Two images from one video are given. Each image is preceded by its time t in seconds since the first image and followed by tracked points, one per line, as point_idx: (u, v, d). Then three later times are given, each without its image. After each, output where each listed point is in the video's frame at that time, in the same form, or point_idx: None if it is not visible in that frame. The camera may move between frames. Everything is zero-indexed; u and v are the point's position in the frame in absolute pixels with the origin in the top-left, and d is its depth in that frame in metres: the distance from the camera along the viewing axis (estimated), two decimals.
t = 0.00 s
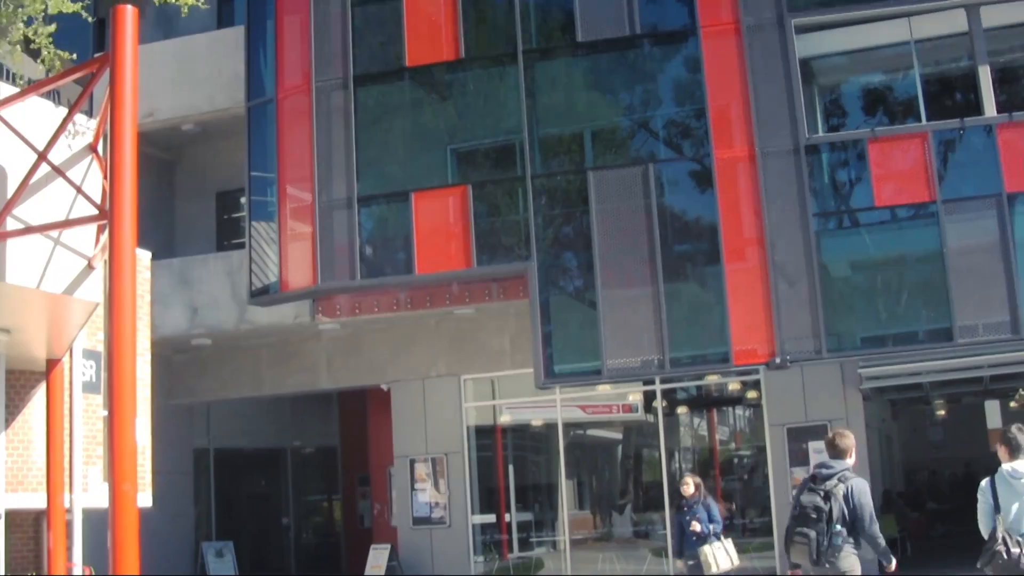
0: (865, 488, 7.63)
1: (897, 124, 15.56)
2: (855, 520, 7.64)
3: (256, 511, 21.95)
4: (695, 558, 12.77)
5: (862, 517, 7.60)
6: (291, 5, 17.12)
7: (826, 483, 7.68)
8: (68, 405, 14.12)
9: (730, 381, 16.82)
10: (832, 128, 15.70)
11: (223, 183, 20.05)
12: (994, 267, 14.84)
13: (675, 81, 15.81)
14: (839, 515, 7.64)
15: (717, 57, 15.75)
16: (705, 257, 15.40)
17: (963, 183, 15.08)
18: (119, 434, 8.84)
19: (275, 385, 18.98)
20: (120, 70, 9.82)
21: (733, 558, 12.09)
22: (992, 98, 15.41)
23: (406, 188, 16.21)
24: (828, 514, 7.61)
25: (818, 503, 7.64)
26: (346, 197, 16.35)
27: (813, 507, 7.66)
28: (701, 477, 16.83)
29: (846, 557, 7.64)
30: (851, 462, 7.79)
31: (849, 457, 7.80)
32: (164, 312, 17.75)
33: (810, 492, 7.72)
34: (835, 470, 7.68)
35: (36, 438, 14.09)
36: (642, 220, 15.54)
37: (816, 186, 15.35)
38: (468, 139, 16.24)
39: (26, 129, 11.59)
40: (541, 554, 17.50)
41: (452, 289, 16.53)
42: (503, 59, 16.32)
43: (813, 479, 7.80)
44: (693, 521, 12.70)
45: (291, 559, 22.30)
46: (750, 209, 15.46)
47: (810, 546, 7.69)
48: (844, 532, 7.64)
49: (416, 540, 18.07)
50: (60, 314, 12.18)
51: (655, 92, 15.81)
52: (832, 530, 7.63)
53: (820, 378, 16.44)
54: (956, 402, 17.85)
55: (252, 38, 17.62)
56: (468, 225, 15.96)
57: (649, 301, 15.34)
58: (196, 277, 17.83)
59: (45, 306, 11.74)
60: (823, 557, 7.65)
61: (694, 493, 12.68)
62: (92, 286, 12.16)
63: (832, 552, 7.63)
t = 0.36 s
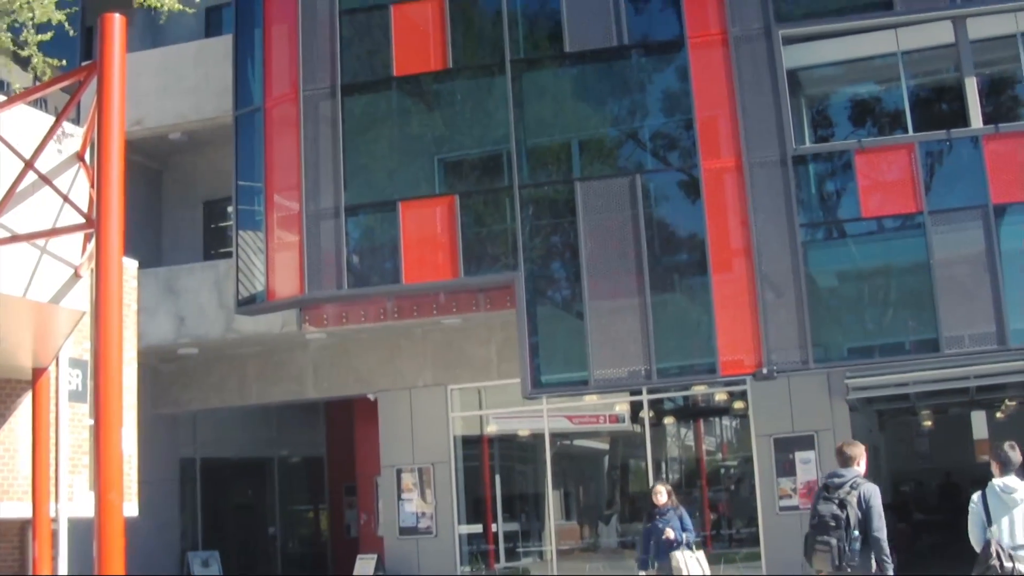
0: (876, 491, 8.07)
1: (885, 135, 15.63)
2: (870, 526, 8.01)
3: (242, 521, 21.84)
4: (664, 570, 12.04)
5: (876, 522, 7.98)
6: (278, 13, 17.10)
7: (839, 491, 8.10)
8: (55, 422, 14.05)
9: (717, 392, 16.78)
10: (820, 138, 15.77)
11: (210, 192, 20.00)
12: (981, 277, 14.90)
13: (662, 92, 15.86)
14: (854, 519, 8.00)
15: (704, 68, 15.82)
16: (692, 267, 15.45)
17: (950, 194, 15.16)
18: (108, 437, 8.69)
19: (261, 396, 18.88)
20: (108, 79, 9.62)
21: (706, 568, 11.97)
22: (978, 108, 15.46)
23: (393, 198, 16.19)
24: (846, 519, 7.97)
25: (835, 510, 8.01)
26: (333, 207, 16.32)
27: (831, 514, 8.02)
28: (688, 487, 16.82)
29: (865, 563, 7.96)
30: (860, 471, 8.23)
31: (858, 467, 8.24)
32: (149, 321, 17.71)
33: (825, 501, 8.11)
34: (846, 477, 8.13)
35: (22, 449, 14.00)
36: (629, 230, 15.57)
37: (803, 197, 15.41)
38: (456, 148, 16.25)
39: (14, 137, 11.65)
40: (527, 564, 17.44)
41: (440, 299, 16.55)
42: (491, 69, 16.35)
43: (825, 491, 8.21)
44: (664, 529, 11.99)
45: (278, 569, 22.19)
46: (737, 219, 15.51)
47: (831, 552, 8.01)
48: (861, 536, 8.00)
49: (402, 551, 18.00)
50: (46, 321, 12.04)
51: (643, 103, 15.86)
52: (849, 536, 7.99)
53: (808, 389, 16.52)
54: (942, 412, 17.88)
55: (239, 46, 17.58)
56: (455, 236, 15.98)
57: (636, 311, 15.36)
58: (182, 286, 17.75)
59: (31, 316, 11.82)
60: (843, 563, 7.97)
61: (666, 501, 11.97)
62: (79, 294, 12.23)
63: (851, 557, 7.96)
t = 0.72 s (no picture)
0: (893, 508, 8.01)
1: (871, 146, 15.58)
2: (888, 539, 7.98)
3: (229, 529, 21.96)
4: None
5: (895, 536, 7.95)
6: (266, 22, 17.12)
7: (858, 505, 8.05)
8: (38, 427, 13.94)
9: (703, 402, 16.81)
10: (807, 148, 15.69)
11: (197, 201, 20.02)
12: (967, 288, 14.84)
13: (650, 102, 15.81)
14: (872, 532, 7.98)
15: (692, 78, 15.79)
16: (679, 276, 15.37)
17: (937, 204, 15.12)
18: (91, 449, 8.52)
19: (246, 404, 18.79)
20: (94, 89, 9.33)
21: None
22: (964, 120, 15.43)
23: (379, 208, 16.16)
24: (865, 533, 7.96)
25: (854, 524, 7.99)
26: (320, 216, 16.29)
27: (851, 527, 8.00)
28: (674, 496, 16.82)
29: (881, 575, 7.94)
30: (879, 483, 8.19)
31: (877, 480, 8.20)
32: (136, 329, 17.73)
33: (845, 514, 8.07)
34: (865, 492, 8.06)
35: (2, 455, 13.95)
36: (615, 239, 15.52)
37: (790, 206, 15.34)
38: (442, 158, 16.23)
39: None
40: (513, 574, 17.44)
41: (426, 308, 16.51)
42: (479, 78, 16.30)
43: (843, 503, 8.17)
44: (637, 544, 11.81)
45: None
46: (723, 229, 15.45)
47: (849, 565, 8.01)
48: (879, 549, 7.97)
49: (388, 560, 18.00)
50: (33, 331, 11.93)
51: (630, 112, 15.81)
52: (868, 548, 7.97)
53: (794, 400, 16.55)
54: (927, 423, 17.80)
55: (227, 55, 17.60)
56: (441, 245, 15.94)
57: (622, 321, 15.30)
58: (168, 294, 17.78)
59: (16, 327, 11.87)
60: None
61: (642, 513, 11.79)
62: (65, 302, 12.27)
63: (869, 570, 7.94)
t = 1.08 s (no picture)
0: (897, 514, 8.53)
1: (855, 157, 15.62)
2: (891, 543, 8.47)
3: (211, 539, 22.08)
4: None
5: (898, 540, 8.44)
6: (252, 32, 17.14)
7: (864, 510, 8.49)
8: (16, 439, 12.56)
9: (687, 413, 16.82)
10: (792, 160, 15.74)
11: (182, 211, 20.00)
12: (950, 299, 14.87)
13: (635, 113, 15.84)
14: (881, 534, 8.44)
15: (677, 90, 15.79)
16: (664, 287, 15.37)
17: (920, 216, 15.15)
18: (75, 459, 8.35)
19: (230, 415, 18.76)
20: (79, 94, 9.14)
21: None
22: (948, 130, 15.51)
23: (364, 218, 16.15)
24: (874, 536, 8.39)
25: (863, 528, 8.42)
26: (304, 226, 16.27)
27: (859, 530, 8.44)
28: (658, 507, 16.80)
29: None
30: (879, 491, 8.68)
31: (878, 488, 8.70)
32: (120, 338, 17.67)
33: (852, 520, 8.50)
34: (870, 497, 8.52)
35: None
36: (600, 251, 15.53)
37: (774, 218, 15.36)
38: (426, 168, 16.21)
39: None
40: None
41: (411, 318, 16.52)
42: (463, 89, 16.31)
43: (847, 512, 8.60)
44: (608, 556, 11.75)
45: None
46: (708, 240, 15.46)
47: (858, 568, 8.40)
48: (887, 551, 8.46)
49: (372, 570, 17.88)
50: (15, 336, 11.79)
51: (615, 124, 15.85)
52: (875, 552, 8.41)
53: (777, 411, 16.57)
54: (912, 434, 17.85)
55: (213, 65, 17.60)
56: (426, 256, 15.92)
57: (607, 332, 15.30)
58: (153, 304, 17.75)
59: None
60: None
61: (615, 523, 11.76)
62: (49, 311, 12.25)
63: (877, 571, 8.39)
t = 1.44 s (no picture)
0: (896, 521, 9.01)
1: (843, 170, 15.66)
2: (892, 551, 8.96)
3: (198, 550, 21.96)
4: None
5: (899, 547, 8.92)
6: (240, 42, 17.15)
7: (866, 519, 8.93)
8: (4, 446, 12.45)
9: (675, 424, 16.81)
10: (779, 173, 15.79)
11: (170, 221, 19.99)
12: (937, 312, 14.90)
13: (622, 125, 15.87)
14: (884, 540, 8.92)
15: (665, 101, 15.82)
16: (651, 298, 15.38)
17: (907, 228, 15.18)
18: (60, 471, 7.80)
19: (218, 425, 18.74)
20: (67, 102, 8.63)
21: None
22: (935, 142, 15.60)
23: (352, 228, 16.14)
24: (879, 543, 8.83)
25: (869, 535, 8.86)
26: (292, 236, 16.26)
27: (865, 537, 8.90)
28: (645, 519, 16.83)
29: None
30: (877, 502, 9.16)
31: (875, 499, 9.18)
32: (107, 348, 17.64)
33: (858, 529, 8.90)
34: (870, 508, 8.97)
35: None
36: (588, 262, 15.54)
37: (762, 230, 15.38)
38: (414, 179, 16.22)
39: None
40: None
41: (399, 329, 16.52)
42: (451, 99, 16.32)
43: (849, 523, 9.02)
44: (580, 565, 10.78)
45: None
46: (696, 252, 15.48)
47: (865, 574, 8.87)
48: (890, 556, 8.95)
49: None
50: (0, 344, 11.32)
51: (603, 136, 15.86)
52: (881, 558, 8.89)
53: (764, 422, 16.61)
54: (899, 445, 17.84)
55: (201, 74, 17.61)
56: (414, 266, 15.91)
57: (594, 343, 15.30)
58: (140, 313, 17.72)
59: None
60: None
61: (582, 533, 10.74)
62: (36, 320, 12.20)
63: None
